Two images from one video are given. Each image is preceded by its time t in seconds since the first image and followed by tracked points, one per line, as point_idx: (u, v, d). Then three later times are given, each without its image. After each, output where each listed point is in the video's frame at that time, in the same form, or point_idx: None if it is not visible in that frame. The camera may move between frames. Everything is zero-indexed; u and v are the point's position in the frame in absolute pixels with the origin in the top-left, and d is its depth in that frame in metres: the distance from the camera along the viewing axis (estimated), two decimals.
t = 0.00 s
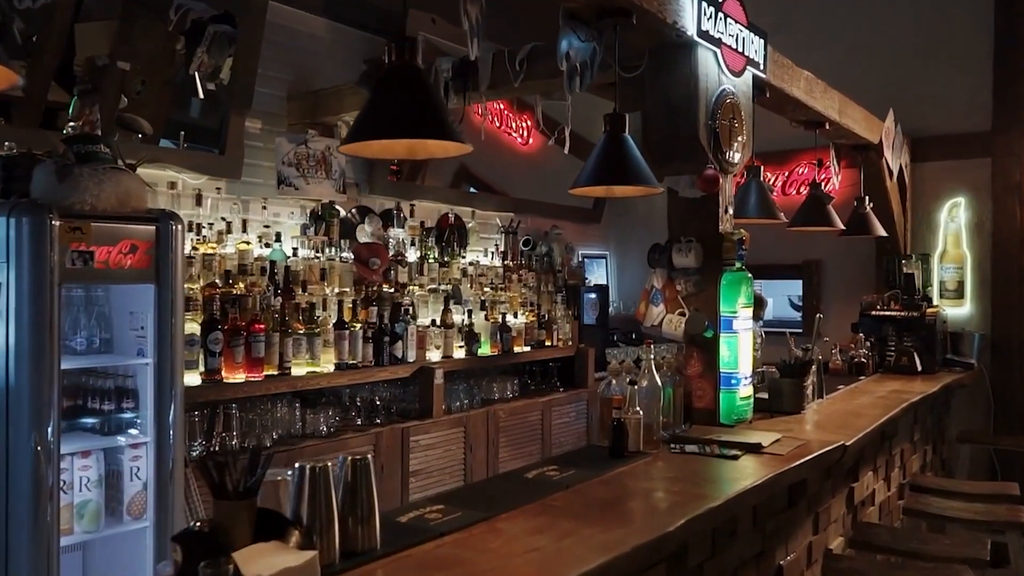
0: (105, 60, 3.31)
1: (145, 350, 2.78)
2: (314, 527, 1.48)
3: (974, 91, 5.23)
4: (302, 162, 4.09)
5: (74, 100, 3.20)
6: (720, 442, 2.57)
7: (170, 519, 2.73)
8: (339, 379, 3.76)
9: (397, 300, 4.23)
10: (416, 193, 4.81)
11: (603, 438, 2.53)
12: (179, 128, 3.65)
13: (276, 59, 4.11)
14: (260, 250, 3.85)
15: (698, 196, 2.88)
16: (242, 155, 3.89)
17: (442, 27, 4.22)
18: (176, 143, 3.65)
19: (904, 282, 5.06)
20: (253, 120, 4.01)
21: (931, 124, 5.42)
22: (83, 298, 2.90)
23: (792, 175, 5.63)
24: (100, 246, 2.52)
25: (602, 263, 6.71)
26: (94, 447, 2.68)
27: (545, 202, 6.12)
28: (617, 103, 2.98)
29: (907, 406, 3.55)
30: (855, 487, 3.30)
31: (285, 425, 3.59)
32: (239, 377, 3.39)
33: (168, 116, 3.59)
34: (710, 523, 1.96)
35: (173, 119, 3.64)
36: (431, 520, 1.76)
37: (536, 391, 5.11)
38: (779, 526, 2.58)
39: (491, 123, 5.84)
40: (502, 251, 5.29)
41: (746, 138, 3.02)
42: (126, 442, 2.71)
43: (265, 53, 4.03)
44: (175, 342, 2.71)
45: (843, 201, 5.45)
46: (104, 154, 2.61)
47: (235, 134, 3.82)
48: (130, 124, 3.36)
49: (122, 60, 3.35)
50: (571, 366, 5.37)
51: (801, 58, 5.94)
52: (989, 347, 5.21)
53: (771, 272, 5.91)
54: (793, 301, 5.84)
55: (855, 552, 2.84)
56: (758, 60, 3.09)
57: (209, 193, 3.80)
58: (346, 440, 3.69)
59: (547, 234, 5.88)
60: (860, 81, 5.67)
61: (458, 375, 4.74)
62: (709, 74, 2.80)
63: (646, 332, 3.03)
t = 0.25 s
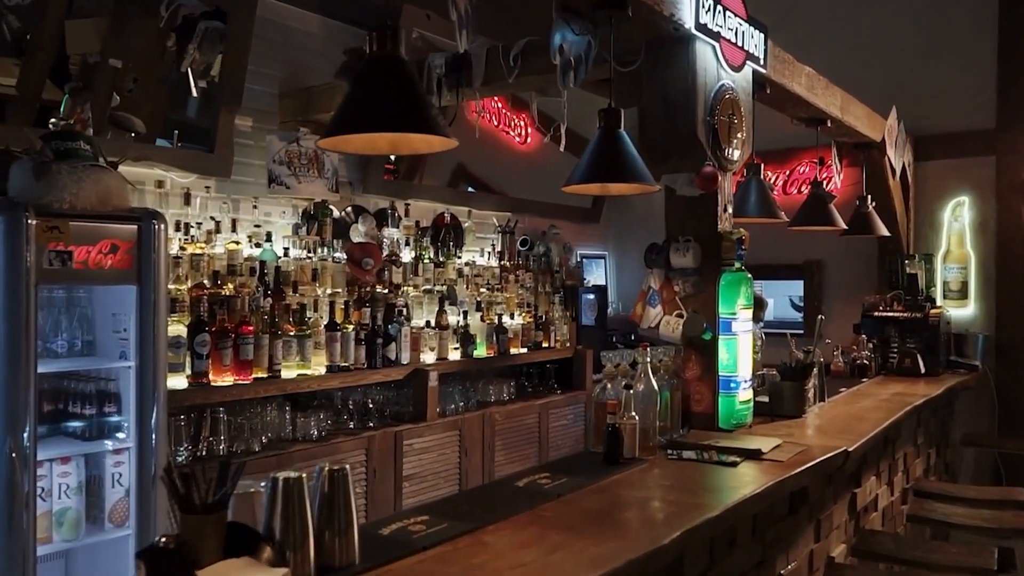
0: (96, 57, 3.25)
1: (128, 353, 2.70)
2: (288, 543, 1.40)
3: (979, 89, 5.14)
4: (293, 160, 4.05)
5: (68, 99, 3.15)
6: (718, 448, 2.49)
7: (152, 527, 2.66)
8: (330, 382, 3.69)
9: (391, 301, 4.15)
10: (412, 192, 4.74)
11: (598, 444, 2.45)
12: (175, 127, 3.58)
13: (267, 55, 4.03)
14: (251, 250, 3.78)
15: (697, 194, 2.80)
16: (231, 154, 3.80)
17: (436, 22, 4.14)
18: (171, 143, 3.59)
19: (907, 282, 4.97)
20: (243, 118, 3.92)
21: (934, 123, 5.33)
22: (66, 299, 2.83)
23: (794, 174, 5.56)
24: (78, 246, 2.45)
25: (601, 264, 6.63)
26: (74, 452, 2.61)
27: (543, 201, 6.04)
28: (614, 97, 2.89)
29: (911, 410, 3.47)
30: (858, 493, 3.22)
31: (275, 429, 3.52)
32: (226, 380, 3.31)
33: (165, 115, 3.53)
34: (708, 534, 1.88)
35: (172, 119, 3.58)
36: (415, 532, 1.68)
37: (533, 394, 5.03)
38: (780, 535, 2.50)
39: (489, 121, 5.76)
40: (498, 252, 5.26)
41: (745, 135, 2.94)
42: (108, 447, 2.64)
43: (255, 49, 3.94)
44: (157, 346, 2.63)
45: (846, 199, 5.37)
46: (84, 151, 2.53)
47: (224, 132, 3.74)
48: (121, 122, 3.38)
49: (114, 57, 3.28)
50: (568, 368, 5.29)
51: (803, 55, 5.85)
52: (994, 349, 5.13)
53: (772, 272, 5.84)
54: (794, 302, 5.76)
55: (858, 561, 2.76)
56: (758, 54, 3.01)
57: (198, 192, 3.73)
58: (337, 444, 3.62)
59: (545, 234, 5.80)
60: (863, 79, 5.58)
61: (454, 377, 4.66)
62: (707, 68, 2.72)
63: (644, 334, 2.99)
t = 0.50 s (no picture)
0: (86, 55, 3.20)
1: (106, 356, 2.61)
2: (253, 558, 1.31)
3: (981, 86, 5.06)
4: (283, 158, 3.98)
5: (58, 97, 3.17)
6: (715, 454, 2.41)
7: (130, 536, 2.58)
8: (320, 384, 3.60)
9: (383, 302, 4.08)
10: (405, 191, 4.65)
11: (590, 449, 2.37)
12: (168, 126, 3.59)
13: (256, 51, 3.95)
14: (239, 250, 3.70)
15: (692, 191, 2.71)
16: (218, 151, 3.71)
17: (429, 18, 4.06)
18: (164, 142, 3.61)
19: (910, 282, 4.88)
20: (230, 115, 3.82)
21: (937, 120, 5.25)
22: (43, 300, 2.75)
23: (794, 173, 5.49)
24: (51, 245, 2.36)
25: (599, 264, 6.54)
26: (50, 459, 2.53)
27: (539, 201, 5.96)
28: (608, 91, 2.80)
29: (914, 413, 3.38)
30: (860, 499, 3.13)
31: (262, 432, 3.44)
32: (212, 383, 3.23)
33: (160, 115, 3.56)
34: (703, 546, 1.79)
35: (166, 119, 3.60)
36: (393, 545, 1.59)
37: (529, 396, 4.95)
38: (779, 544, 2.42)
39: (485, 119, 5.68)
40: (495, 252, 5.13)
41: (743, 131, 2.86)
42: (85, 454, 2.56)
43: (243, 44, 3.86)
44: (136, 349, 2.54)
45: (847, 199, 5.28)
46: (60, 148, 2.46)
47: (212, 129, 3.65)
48: (113, 121, 3.36)
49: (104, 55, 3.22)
50: (565, 370, 5.21)
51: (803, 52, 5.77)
52: (997, 350, 5.04)
53: (772, 272, 5.75)
54: (794, 302, 5.67)
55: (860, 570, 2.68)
56: (757, 48, 2.92)
57: (184, 190, 3.65)
58: (326, 448, 3.53)
59: (541, 233, 5.72)
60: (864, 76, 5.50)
61: (448, 379, 4.58)
62: (703, 62, 2.63)
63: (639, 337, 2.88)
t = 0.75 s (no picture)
0: (75, 51, 3.16)
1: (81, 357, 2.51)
2: None
3: (985, 82, 4.96)
4: (271, 155, 3.89)
5: (46, 95, 3.13)
6: (710, 460, 2.32)
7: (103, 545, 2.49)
8: (307, 386, 3.52)
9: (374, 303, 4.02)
10: (397, 189, 4.57)
11: (579, 455, 2.28)
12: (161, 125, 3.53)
13: (243, 46, 3.86)
14: (225, 249, 3.62)
15: (688, 188, 2.60)
16: (204, 148, 3.60)
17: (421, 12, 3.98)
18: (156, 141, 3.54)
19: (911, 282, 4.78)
20: (216, 110, 3.73)
21: (939, 117, 5.16)
22: (18, 300, 2.68)
23: (794, 171, 5.44)
24: (19, 242, 2.28)
25: (596, 264, 6.45)
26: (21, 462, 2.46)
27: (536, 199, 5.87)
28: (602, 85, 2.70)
29: (915, 417, 3.29)
30: (860, 505, 3.04)
31: (247, 436, 3.35)
32: (194, 386, 3.15)
33: (155, 114, 3.51)
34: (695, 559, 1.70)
35: (161, 117, 3.55)
36: (366, 560, 1.51)
37: (523, 398, 4.86)
38: (776, 553, 2.33)
39: (481, 117, 5.60)
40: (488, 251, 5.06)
41: (740, 126, 2.77)
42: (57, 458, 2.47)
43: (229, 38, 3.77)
44: (109, 352, 2.43)
45: (848, 197, 5.20)
46: (31, 143, 2.40)
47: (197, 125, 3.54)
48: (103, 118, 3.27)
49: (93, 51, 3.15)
50: (560, 371, 5.13)
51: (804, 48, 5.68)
52: (1000, 351, 4.95)
53: (771, 272, 5.67)
54: (794, 303, 5.59)
55: None
56: (754, 41, 2.83)
57: (168, 188, 3.54)
58: (313, 452, 3.44)
59: (537, 233, 5.63)
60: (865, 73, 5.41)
61: (440, 381, 4.51)
62: (698, 54, 2.54)
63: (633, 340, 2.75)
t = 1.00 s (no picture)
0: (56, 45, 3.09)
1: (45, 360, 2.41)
2: None
3: (986, 78, 4.86)
4: (252, 151, 3.75)
5: (28, 91, 3.01)
6: (699, 468, 2.22)
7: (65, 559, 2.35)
8: (287, 390, 3.42)
9: (359, 303, 3.93)
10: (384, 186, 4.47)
11: (561, 463, 2.18)
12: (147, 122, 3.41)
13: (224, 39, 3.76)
14: (205, 248, 3.52)
15: (678, 183, 2.49)
16: (182, 144, 3.49)
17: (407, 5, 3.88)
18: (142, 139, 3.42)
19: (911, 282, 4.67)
20: (195, 105, 3.62)
21: (939, 114, 5.05)
22: None
23: (791, 168, 5.35)
24: None
25: (590, 263, 6.35)
26: None
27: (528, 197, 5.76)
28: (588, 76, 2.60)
29: (914, 421, 3.19)
30: (857, 512, 2.94)
31: (226, 441, 3.25)
32: (168, 389, 3.05)
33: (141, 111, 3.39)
34: None
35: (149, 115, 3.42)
36: None
37: (514, 401, 4.76)
38: (768, 565, 2.23)
39: (473, 115, 5.49)
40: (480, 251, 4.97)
41: (732, 120, 2.66)
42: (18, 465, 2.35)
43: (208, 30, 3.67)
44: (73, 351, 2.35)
45: (845, 196, 5.10)
46: None
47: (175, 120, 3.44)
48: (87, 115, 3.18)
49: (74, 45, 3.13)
50: (552, 373, 5.03)
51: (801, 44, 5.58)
52: (1001, 352, 4.85)
53: (768, 272, 5.57)
54: (792, 303, 5.48)
55: None
56: (746, 32, 2.72)
57: (145, 185, 3.43)
58: (293, 457, 3.34)
59: (529, 232, 5.54)
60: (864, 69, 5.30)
61: (428, 383, 4.41)
62: (687, 43, 2.43)
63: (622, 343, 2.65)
